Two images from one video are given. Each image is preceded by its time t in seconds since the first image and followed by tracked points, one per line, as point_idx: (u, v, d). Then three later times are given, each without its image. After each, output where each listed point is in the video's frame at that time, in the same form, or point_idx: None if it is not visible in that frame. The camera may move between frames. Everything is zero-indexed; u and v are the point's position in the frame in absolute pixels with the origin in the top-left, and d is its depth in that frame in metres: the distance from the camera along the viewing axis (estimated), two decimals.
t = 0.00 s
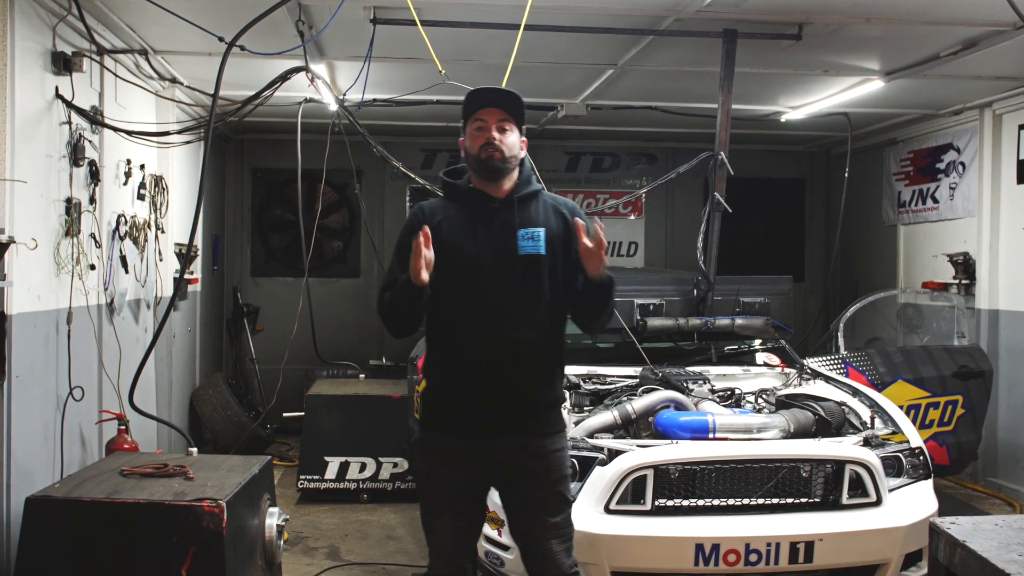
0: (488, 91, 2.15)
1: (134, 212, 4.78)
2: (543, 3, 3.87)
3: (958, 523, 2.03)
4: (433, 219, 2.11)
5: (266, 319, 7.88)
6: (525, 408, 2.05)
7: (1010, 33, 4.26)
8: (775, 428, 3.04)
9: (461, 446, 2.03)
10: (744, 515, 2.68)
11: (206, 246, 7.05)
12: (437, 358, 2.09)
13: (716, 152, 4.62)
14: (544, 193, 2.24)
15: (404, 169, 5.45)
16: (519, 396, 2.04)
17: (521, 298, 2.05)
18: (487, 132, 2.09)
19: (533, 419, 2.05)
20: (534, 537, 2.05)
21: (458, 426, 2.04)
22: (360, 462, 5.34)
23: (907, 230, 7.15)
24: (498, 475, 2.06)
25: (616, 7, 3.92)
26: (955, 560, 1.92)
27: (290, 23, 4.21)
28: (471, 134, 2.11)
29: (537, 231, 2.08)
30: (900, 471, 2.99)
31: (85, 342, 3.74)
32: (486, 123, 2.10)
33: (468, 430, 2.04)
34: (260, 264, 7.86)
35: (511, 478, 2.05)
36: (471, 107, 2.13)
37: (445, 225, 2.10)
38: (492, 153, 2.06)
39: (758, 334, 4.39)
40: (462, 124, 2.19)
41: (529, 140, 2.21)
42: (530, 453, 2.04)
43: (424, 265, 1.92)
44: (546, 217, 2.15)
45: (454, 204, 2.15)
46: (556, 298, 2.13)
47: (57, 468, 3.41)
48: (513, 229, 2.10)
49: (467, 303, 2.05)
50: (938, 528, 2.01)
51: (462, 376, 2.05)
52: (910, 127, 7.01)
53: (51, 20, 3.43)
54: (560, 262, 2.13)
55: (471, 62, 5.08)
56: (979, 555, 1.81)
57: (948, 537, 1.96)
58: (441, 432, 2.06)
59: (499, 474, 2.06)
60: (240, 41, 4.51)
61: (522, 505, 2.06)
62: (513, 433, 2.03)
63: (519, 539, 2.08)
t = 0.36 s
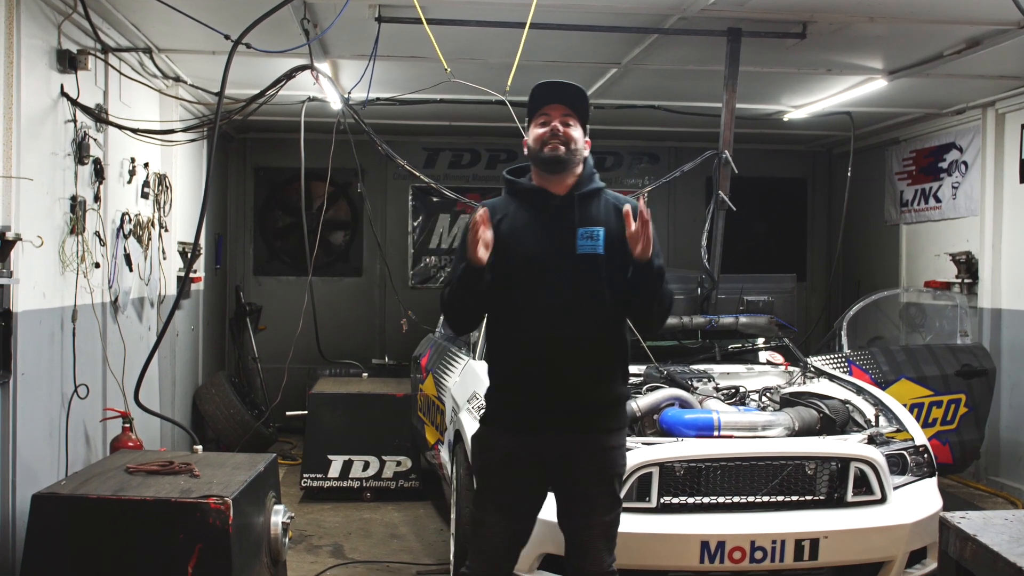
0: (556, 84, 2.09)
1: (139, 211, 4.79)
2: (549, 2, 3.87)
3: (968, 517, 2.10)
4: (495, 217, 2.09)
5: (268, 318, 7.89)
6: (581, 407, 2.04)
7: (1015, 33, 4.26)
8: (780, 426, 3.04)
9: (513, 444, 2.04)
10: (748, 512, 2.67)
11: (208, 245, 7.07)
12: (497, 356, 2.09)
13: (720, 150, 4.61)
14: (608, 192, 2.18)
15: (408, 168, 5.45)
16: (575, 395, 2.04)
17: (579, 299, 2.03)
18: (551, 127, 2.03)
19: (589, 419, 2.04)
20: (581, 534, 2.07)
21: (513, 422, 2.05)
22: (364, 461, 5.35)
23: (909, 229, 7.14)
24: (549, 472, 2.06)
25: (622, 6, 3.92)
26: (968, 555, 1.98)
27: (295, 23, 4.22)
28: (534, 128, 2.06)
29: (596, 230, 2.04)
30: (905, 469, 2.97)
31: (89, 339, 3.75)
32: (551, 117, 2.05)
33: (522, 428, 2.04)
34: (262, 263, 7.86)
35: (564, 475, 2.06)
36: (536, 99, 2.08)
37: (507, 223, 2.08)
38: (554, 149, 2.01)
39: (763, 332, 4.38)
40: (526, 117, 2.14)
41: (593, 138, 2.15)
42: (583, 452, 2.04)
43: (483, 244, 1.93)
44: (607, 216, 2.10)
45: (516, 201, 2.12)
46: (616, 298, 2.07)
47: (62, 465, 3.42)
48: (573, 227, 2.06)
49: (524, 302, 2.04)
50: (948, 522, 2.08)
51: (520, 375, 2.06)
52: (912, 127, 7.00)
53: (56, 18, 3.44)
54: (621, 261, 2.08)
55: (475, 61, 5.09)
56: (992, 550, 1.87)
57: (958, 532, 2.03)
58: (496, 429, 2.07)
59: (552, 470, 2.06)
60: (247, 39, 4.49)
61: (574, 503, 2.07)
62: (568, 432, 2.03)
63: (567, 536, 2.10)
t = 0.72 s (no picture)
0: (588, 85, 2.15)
1: (136, 208, 4.78)
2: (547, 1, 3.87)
3: (970, 511, 2.10)
4: (524, 213, 2.17)
5: (264, 317, 7.89)
6: (595, 407, 2.04)
7: (1010, 32, 4.27)
8: (778, 423, 3.04)
9: (522, 439, 2.07)
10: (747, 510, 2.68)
11: (205, 244, 7.06)
12: (517, 349, 2.14)
13: (718, 149, 4.61)
14: (640, 193, 2.20)
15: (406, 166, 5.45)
16: (589, 393, 2.04)
17: (596, 296, 2.05)
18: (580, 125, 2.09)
19: (601, 419, 2.03)
20: (590, 533, 2.06)
21: (524, 418, 2.08)
22: (361, 459, 5.35)
23: (904, 228, 7.15)
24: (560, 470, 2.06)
25: (620, 4, 3.92)
26: (970, 548, 1.98)
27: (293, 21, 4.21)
28: (564, 126, 2.12)
29: (619, 231, 2.07)
30: (902, 467, 2.99)
31: (87, 337, 3.75)
32: (581, 116, 2.11)
33: (536, 424, 2.06)
34: (258, 262, 7.85)
35: (576, 474, 2.05)
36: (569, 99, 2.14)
37: (534, 218, 2.14)
38: (581, 147, 2.06)
39: (760, 330, 4.39)
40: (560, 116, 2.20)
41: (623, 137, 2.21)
42: (593, 452, 2.03)
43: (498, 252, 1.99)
44: (633, 216, 2.11)
45: (546, 198, 2.18)
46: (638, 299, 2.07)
47: (60, 464, 3.41)
48: (596, 226, 2.10)
49: (543, 298, 2.08)
50: (950, 517, 2.08)
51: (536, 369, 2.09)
52: (908, 126, 7.01)
53: (54, 16, 3.43)
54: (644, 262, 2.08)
55: (474, 60, 5.09)
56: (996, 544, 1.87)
57: (961, 526, 2.02)
58: (511, 423, 2.10)
59: (558, 468, 2.06)
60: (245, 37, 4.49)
61: (584, 502, 2.06)
62: (580, 430, 2.03)
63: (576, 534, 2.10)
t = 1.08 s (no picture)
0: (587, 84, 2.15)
1: (127, 207, 4.76)
2: None
3: (969, 506, 2.12)
4: (517, 210, 2.12)
5: (255, 316, 7.86)
6: (590, 406, 2.04)
7: (1001, 32, 4.29)
8: (772, 421, 3.05)
9: (516, 438, 2.06)
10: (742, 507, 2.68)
11: (196, 243, 7.03)
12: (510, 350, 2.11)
13: (711, 147, 4.61)
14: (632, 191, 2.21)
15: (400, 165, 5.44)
16: (586, 393, 2.04)
17: (596, 296, 2.04)
18: (578, 122, 2.08)
19: (599, 418, 2.04)
20: (586, 532, 2.07)
21: (519, 417, 2.06)
22: (353, 459, 5.34)
23: (895, 227, 7.18)
24: (557, 470, 2.06)
25: (614, 3, 3.92)
26: (971, 543, 2.00)
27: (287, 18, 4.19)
28: (562, 122, 2.11)
29: (616, 230, 2.06)
30: (895, 464, 3.01)
31: (79, 336, 3.73)
32: (579, 113, 2.10)
33: (534, 425, 2.05)
34: (249, 261, 7.83)
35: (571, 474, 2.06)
36: (566, 95, 2.13)
37: (529, 216, 2.10)
38: (578, 142, 2.05)
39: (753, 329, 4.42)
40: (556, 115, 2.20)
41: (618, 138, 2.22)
42: (592, 452, 2.04)
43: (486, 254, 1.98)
44: (629, 215, 2.12)
45: (538, 195, 2.14)
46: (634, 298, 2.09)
47: (51, 464, 3.39)
48: (592, 225, 2.08)
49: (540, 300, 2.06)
50: (950, 512, 2.10)
51: (531, 370, 2.07)
52: (898, 126, 7.05)
53: (46, 13, 3.41)
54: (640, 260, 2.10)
55: (467, 58, 5.08)
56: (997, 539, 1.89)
57: (961, 522, 2.04)
58: (503, 423, 2.08)
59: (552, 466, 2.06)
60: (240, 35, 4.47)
61: (580, 503, 2.06)
62: (577, 430, 2.04)
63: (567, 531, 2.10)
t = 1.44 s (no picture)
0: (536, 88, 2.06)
1: (117, 206, 4.73)
2: None
3: (974, 505, 2.15)
4: (470, 213, 2.10)
5: (244, 316, 7.83)
6: (560, 408, 2.04)
7: (991, 33, 4.32)
8: (766, 421, 3.05)
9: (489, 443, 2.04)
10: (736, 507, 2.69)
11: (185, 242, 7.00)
12: (471, 353, 2.09)
13: (704, 148, 4.62)
14: (586, 187, 2.20)
15: (394, 164, 5.42)
16: (551, 393, 2.03)
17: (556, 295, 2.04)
18: (530, 137, 2.05)
19: (565, 418, 2.04)
20: (565, 534, 2.07)
21: (488, 421, 2.04)
22: (344, 459, 5.33)
23: (883, 228, 7.22)
24: (526, 472, 2.06)
25: (608, 3, 3.93)
26: (976, 542, 2.04)
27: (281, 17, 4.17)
28: (513, 133, 2.08)
29: (574, 227, 2.06)
30: (888, 463, 3.02)
31: (69, 336, 3.71)
32: (529, 126, 2.05)
33: (500, 428, 2.04)
34: (237, 261, 7.80)
35: (540, 476, 2.06)
36: (514, 105, 2.06)
37: (484, 219, 2.09)
38: (531, 162, 2.05)
39: (746, 329, 4.45)
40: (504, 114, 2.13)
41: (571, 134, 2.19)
42: (559, 453, 2.04)
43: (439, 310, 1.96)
44: (584, 213, 2.11)
45: (491, 198, 2.13)
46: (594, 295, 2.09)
47: (42, 466, 3.37)
48: (548, 223, 2.07)
49: (499, 302, 2.04)
50: (956, 512, 2.13)
51: (494, 373, 2.05)
52: (887, 126, 7.08)
53: (36, 10, 3.38)
54: (597, 257, 2.11)
55: (459, 57, 5.08)
56: (1003, 538, 1.92)
57: (967, 521, 2.08)
58: (469, 428, 2.07)
59: (524, 469, 2.06)
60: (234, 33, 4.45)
61: (552, 504, 2.06)
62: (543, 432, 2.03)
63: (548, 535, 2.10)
